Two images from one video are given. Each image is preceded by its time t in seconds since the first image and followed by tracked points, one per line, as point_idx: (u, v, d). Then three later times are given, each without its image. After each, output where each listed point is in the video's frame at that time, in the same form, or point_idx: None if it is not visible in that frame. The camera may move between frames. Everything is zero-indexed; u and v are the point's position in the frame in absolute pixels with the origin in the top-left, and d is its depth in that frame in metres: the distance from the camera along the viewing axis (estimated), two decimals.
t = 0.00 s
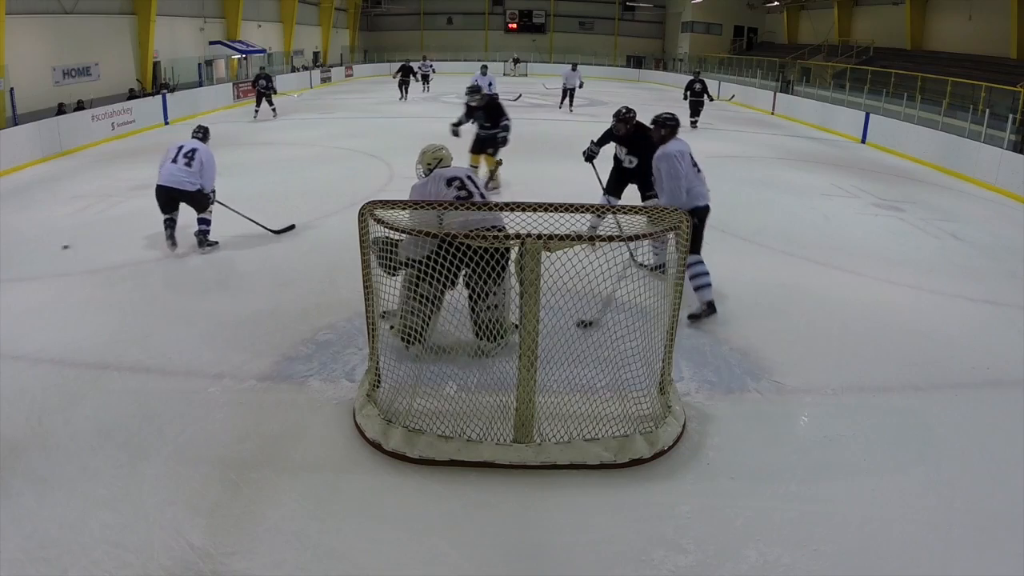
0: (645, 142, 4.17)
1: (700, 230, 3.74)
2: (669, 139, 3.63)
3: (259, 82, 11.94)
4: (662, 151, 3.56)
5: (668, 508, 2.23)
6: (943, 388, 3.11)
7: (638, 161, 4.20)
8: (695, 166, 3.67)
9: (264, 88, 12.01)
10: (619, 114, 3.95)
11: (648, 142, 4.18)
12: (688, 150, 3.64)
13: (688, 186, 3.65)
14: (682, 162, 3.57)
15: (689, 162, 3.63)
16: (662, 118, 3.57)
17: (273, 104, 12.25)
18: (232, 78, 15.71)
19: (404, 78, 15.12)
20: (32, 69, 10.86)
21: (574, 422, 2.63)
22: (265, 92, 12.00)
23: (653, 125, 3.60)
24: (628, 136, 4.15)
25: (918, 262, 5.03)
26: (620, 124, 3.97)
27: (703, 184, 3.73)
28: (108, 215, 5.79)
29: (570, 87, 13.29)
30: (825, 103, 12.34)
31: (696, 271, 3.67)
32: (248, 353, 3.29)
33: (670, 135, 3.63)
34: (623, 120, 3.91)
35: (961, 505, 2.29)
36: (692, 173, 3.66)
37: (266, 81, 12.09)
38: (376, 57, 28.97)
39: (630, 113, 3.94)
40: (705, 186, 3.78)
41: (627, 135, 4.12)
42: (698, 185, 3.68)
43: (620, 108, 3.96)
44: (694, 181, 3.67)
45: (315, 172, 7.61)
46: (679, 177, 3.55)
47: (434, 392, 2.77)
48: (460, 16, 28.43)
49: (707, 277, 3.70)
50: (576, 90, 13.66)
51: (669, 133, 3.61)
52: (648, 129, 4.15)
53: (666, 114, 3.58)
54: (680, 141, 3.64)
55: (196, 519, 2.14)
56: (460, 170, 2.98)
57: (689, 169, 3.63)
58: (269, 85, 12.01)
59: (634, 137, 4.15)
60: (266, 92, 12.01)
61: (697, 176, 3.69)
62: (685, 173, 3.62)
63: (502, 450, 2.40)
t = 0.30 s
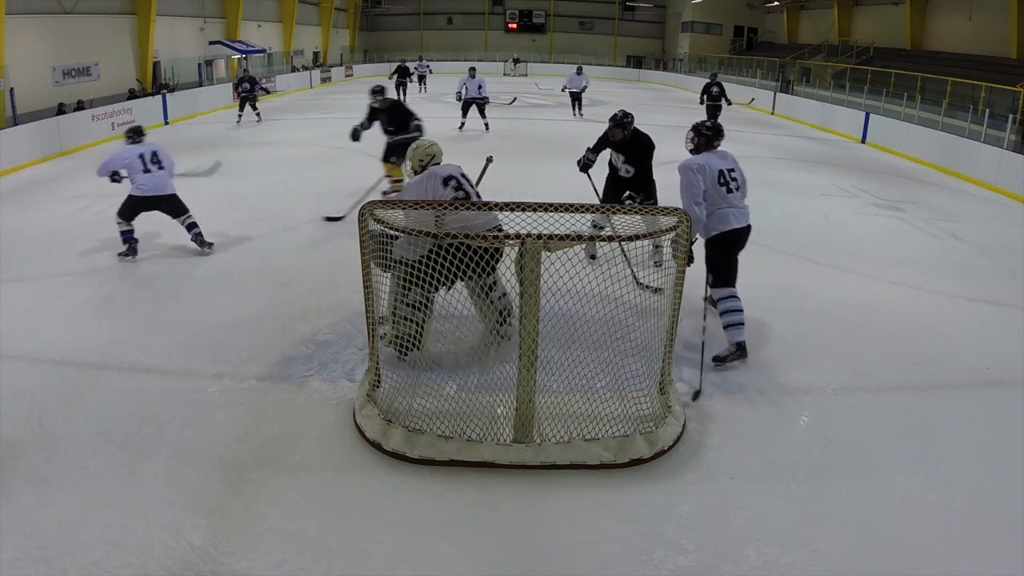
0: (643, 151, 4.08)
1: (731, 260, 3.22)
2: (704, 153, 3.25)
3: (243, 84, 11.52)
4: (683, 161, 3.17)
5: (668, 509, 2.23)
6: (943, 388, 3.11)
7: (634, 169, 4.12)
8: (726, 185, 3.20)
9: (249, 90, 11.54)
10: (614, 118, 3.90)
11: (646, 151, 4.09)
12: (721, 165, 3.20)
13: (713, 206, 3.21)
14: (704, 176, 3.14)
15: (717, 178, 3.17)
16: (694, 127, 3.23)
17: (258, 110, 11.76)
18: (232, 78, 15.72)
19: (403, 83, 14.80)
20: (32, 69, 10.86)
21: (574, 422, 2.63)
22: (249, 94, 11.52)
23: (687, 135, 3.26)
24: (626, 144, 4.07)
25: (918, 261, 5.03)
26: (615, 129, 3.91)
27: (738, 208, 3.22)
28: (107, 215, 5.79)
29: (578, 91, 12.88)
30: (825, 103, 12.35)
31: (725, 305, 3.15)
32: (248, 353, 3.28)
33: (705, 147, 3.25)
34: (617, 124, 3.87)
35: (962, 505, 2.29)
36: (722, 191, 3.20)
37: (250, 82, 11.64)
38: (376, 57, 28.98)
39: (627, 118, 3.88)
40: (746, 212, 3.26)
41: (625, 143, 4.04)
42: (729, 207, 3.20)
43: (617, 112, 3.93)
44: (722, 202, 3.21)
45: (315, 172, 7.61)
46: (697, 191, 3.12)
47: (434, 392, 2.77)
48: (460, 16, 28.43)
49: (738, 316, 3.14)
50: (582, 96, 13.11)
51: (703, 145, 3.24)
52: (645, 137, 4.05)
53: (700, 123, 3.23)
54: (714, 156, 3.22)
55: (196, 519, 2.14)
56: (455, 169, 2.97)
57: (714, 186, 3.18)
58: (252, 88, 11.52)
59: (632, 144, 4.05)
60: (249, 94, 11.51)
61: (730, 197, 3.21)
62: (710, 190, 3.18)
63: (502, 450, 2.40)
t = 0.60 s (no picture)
0: (635, 155, 3.93)
1: (754, 274, 2.87)
2: (731, 152, 2.84)
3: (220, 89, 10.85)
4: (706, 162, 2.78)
5: (668, 508, 2.23)
6: (943, 388, 3.11)
7: (625, 177, 3.97)
8: (754, 190, 2.79)
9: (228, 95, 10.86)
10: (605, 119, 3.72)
11: (638, 154, 3.94)
12: (750, 167, 2.79)
13: (737, 213, 2.82)
14: (729, 180, 2.74)
15: (744, 182, 2.77)
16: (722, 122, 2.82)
17: (236, 117, 11.06)
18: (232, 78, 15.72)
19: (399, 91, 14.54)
20: (32, 69, 10.86)
21: (574, 422, 2.62)
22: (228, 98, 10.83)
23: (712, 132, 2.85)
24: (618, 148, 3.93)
25: (918, 262, 5.03)
26: (605, 132, 3.73)
27: (767, 216, 2.83)
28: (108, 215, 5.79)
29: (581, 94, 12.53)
30: (825, 103, 12.35)
31: (742, 323, 2.91)
32: (249, 353, 3.28)
33: (732, 146, 2.84)
34: (608, 126, 3.67)
35: (961, 505, 2.29)
36: (749, 197, 2.80)
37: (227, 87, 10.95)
38: (376, 57, 28.98)
39: (619, 119, 3.70)
40: (776, 219, 2.86)
41: (618, 147, 3.91)
42: (755, 215, 2.81)
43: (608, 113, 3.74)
44: (749, 209, 2.81)
45: (315, 172, 7.61)
46: (719, 197, 2.74)
47: (434, 392, 2.76)
48: (460, 16, 28.43)
49: (755, 336, 2.91)
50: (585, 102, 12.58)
51: (731, 143, 2.83)
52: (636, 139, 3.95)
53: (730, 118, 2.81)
54: (742, 156, 2.81)
55: (196, 519, 2.14)
56: (445, 170, 2.94)
57: (740, 190, 2.78)
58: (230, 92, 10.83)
59: (624, 148, 3.91)
60: (228, 98, 10.82)
61: (758, 204, 2.81)
62: (735, 196, 2.79)
63: (502, 450, 2.40)
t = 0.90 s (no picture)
0: (609, 157, 3.67)
1: (768, 281, 2.78)
2: (751, 151, 2.73)
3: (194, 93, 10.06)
4: (725, 160, 2.67)
5: (667, 509, 2.23)
6: (943, 388, 3.11)
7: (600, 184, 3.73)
8: (773, 194, 2.68)
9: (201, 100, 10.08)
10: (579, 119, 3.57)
11: (611, 157, 3.67)
12: (770, 168, 2.70)
13: (755, 215, 2.72)
14: (747, 182, 2.64)
15: (763, 184, 2.66)
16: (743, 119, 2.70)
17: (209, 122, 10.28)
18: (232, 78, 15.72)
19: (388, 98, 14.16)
20: (32, 69, 10.86)
21: (574, 422, 2.62)
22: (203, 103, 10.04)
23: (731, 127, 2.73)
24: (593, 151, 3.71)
25: (918, 262, 5.03)
26: (581, 132, 3.59)
27: (784, 221, 2.73)
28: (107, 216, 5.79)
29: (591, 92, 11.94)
30: (825, 103, 12.36)
31: (750, 331, 2.86)
32: (249, 353, 3.28)
33: (753, 144, 2.73)
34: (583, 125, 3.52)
35: (960, 505, 2.30)
36: (768, 201, 2.69)
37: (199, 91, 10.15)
38: (376, 58, 28.98)
39: (586, 121, 3.53)
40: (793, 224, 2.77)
41: (593, 150, 3.68)
42: (773, 219, 2.70)
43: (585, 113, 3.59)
44: (767, 212, 2.70)
45: (315, 172, 7.61)
46: (736, 199, 2.64)
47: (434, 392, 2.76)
48: (460, 16, 28.42)
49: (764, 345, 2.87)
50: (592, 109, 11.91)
51: (751, 141, 2.72)
52: (615, 139, 3.68)
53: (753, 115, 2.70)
54: (762, 156, 2.70)
55: (196, 519, 2.14)
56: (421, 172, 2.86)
57: (759, 192, 2.67)
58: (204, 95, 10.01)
59: (597, 151, 3.67)
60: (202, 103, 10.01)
61: (776, 208, 2.71)
62: (753, 197, 2.67)
63: (502, 450, 2.40)
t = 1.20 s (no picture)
0: (585, 153, 3.64)
1: (773, 288, 2.78)
2: (764, 156, 2.70)
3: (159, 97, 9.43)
4: (738, 166, 2.64)
5: (667, 508, 2.23)
6: (943, 388, 3.11)
7: (576, 179, 3.70)
8: (784, 202, 2.67)
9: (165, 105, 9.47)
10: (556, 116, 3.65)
11: (587, 153, 3.64)
12: (781, 175, 2.67)
13: (765, 222, 2.69)
14: (760, 189, 2.61)
15: (775, 192, 2.64)
16: (758, 123, 2.65)
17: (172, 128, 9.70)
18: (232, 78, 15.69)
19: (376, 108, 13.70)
20: (32, 69, 10.86)
21: (574, 422, 2.63)
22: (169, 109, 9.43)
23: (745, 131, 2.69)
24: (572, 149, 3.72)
25: (918, 262, 5.03)
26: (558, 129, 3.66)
27: (791, 229, 2.72)
28: (107, 215, 5.79)
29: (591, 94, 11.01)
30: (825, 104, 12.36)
31: (754, 338, 2.85)
32: (249, 353, 3.28)
33: (766, 148, 2.69)
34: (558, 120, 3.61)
35: (961, 505, 2.29)
36: (779, 209, 2.67)
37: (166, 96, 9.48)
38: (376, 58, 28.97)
39: (562, 117, 3.61)
40: (801, 232, 2.76)
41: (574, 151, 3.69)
42: (782, 227, 2.69)
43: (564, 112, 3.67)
44: (777, 220, 2.69)
45: (316, 172, 7.61)
46: (747, 207, 2.61)
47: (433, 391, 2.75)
48: (460, 16, 28.43)
49: (768, 352, 2.85)
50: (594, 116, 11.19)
51: (765, 145, 2.69)
52: (593, 136, 3.68)
53: (768, 120, 2.65)
54: (774, 162, 2.67)
55: (196, 519, 2.14)
56: (418, 173, 2.85)
57: (770, 200, 2.64)
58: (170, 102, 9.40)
59: (574, 148, 3.68)
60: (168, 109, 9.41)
61: (786, 216, 2.69)
62: (764, 205, 2.65)
63: (502, 450, 2.40)
